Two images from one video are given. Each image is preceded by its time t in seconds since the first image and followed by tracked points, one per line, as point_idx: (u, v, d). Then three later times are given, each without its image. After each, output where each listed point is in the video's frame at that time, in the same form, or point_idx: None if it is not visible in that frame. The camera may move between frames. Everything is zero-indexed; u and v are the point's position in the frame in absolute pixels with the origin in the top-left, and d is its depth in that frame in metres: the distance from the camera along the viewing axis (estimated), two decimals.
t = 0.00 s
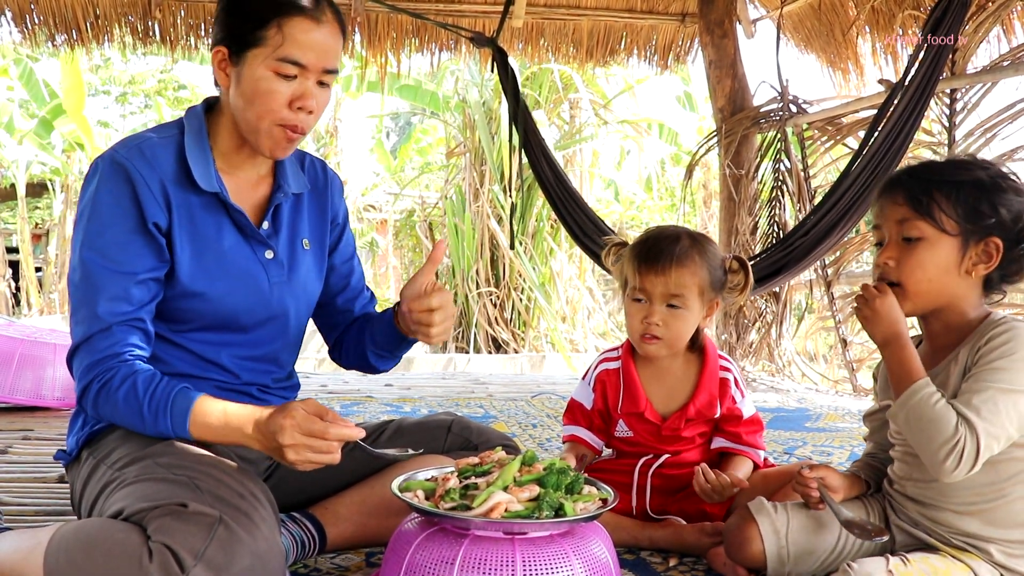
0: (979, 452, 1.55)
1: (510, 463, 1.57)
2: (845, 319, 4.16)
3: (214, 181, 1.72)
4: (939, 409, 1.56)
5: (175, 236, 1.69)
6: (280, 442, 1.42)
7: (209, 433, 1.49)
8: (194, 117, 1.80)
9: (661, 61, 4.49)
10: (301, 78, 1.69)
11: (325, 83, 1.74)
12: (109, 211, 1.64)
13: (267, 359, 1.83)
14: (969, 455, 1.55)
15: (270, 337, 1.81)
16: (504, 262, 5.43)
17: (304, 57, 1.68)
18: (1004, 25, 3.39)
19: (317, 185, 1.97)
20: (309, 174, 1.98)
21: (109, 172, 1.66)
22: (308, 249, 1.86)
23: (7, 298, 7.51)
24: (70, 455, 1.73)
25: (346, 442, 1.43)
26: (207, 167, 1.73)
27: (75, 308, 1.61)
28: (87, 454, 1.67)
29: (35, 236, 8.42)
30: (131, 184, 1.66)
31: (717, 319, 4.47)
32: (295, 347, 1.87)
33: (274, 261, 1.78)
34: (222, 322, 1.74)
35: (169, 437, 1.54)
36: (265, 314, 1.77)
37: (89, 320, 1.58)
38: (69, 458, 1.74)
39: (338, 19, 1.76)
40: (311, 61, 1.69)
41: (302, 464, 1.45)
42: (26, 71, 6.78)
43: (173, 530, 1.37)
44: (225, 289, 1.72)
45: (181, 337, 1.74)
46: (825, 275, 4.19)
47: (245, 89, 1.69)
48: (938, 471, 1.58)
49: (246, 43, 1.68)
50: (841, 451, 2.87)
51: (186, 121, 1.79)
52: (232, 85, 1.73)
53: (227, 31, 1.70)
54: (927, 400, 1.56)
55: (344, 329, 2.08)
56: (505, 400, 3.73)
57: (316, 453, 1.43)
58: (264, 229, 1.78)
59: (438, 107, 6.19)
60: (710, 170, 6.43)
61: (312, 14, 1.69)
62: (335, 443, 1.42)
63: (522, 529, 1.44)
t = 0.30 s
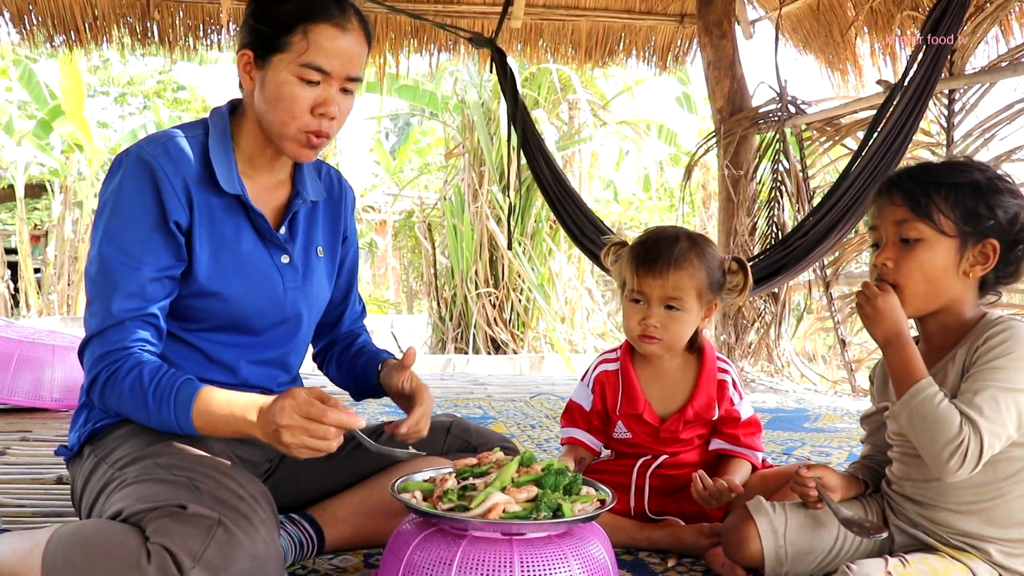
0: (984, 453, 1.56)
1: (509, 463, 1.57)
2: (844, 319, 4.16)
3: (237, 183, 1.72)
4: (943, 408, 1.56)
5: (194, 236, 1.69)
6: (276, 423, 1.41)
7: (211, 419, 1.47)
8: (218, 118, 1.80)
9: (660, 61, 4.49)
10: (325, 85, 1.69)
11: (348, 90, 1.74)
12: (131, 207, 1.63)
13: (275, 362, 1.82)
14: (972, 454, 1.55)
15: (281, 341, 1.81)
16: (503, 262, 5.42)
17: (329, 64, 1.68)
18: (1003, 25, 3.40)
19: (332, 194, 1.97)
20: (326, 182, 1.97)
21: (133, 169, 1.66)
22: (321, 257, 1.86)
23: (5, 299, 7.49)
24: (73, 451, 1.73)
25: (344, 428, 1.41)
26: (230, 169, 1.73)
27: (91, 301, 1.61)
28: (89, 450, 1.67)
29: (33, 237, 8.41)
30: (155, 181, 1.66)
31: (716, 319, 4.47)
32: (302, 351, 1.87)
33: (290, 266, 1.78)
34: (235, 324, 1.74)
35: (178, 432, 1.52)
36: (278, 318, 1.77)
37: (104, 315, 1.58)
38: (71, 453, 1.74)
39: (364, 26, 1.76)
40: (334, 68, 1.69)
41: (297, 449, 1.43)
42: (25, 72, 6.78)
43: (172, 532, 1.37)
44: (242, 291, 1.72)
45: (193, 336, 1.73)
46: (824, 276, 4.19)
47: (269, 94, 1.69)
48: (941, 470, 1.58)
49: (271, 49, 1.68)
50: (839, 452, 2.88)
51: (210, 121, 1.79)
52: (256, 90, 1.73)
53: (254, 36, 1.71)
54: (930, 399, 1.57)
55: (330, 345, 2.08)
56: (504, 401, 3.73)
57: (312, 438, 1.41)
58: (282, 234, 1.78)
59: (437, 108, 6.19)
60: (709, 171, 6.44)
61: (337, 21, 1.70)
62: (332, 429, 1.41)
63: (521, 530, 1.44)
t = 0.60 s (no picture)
0: (974, 449, 1.56)
1: (506, 464, 1.57)
2: (841, 320, 4.16)
3: (240, 183, 1.72)
4: (934, 406, 1.56)
5: (198, 235, 1.69)
6: (274, 412, 1.41)
7: (210, 413, 1.47)
8: (222, 119, 1.80)
9: (658, 62, 4.49)
10: (326, 86, 1.69)
11: (349, 91, 1.74)
12: (135, 206, 1.63)
13: (275, 363, 1.82)
14: (963, 451, 1.55)
15: (281, 341, 1.81)
16: (501, 263, 5.42)
17: (330, 65, 1.68)
18: (999, 27, 3.40)
19: (332, 197, 1.97)
20: (326, 186, 1.98)
21: (139, 169, 1.66)
22: (321, 260, 1.87)
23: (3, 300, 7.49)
24: (70, 451, 1.73)
25: (340, 419, 1.40)
26: (234, 170, 1.73)
27: (94, 301, 1.61)
28: (87, 450, 1.66)
29: (31, 238, 8.40)
30: (159, 181, 1.66)
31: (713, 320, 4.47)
32: (301, 351, 1.87)
33: (292, 267, 1.78)
34: (237, 324, 1.74)
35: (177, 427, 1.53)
36: (280, 319, 1.77)
37: (107, 314, 1.58)
38: (69, 454, 1.73)
39: (365, 28, 1.76)
40: (336, 69, 1.69)
41: (293, 438, 1.42)
42: (24, 73, 6.78)
43: (168, 533, 1.37)
44: (244, 291, 1.72)
45: (194, 336, 1.72)
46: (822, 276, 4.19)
47: (270, 94, 1.69)
48: (932, 466, 1.58)
49: (272, 50, 1.68)
50: (837, 452, 2.88)
51: (214, 122, 1.79)
52: (258, 92, 1.73)
53: (256, 38, 1.71)
54: (921, 396, 1.57)
55: (310, 347, 2.08)
56: (503, 402, 3.73)
57: (309, 428, 1.40)
58: (285, 235, 1.78)
59: (435, 109, 6.19)
60: (706, 172, 6.44)
61: (339, 22, 1.70)
62: (328, 419, 1.40)
63: (517, 532, 1.44)
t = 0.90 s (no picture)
0: (980, 452, 1.56)
1: (503, 465, 1.57)
2: (839, 320, 4.16)
3: (227, 184, 1.72)
4: (942, 409, 1.56)
5: (186, 236, 1.69)
6: (263, 433, 1.42)
7: (200, 432, 1.49)
8: (208, 121, 1.80)
9: (656, 62, 4.48)
10: (310, 82, 1.69)
11: (333, 87, 1.74)
12: (122, 209, 1.63)
13: (267, 361, 1.82)
14: (970, 455, 1.56)
15: (273, 340, 1.81)
16: (500, 263, 5.42)
17: (312, 61, 1.68)
18: (997, 27, 3.41)
19: (320, 197, 1.97)
20: (314, 185, 1.97)
21: (125, 171, 1.65)
22: (311, 258, 1.87)
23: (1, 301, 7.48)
24: (65, 454, 1.73)
25: (329, 436, 1.42)
26: (221, 171, 1.73)
27: (83, 304, 1.61)
28: (82, 452, 1.66)
29: (29, 239, 8.41)
30: (146, 183, 1.66)
31: (711, 320, 4.48)
32: (293, 349, 1.87)
33: (281, 266, 1.78)
34: (227, 324, 1.74)
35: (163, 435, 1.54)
36: (270, 318, 1.77)
37: (95, 317, 1.58)
38: (64, 457, 1.73)
39: (346, 24, 1.76)
40: (318, 65, 1.69)
41: (283, 462, 1.44)
42: (22, 74, 6.79)
43: (166, 533, 1.37)
44: (234, 291, 1.71)
45: (185, 336, 1.72)
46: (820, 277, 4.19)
47: (255, 95, 1.69)
48: (938, 470, 1.58)
49: (253, 50, 1.68)
50: (835, 452, 2.88)
51: (201, 124, 1.79)
52: (242, 94, 1.74)
53: (238, 39, 1.71)
54: (928, 399, 1.57)
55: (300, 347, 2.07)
56: (500, 403, 3.73)
57: (298, 447, 1.42)
58: (273, 234, 1.78)
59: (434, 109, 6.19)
60: (704, 172, 6.44)
61: (319, 19, 1.70)
62: (316, 439, 1.41)
63: (514, 532, 1.44)
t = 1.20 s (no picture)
0: (977, 458, 1.57)
1: (502, 466, 1.57)
2: (838, 321, 4.16)
3: (216, 186, 1.72)
4: (940, 415, 1.56)
5: (177, 238, 1.69)
6: (265, 440, 1.42)
7: (199, 438, 1.49)
8: (196, 123, 1.80)
9: (655, 63, 4.48)
10: (294, 80, 1.70)
11: (317, 83, 1.74)
12: (113, 213, 1.63)
13: (262, 359, 1.82)
14: (967, 462, 1.57)
15: (267, 339, 1.81)
16: (498, 264, 5.42)
17: (296, 58, 1.69)
18: (995, 28, 3.42)
19: (309, 196, 1.97)
20: (303, 185, 1.97)
21: (115, 175, 1.65)
22: (301, 257, 1.87)
23: None
24: (64, 458, 1.73)
25: (331, 440, 1.43)
26: (209, 173, 1.73)
27: (76, 308, 1.61)
28: (80, 455, 1.67)
29: (27, 240, 8.40)
30: (137, 187, 1.66)
31: (710, 321, 4.48)
32: (287, 348, 1.87)
33: (272, 265, 1.78)
34: (220, 324, 1.74)
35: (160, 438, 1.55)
36: (263, 317, 1.77)
37: (90, 321, 1.58)
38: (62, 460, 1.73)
39: (327, 21, 1.77)
40: (301, 62, 1.69)
41: (288, 466, 1.44)
42: (20, 74, 6.79)
43: (165, 533, 1.37)
44: (226, 292, 1.72)
45: (180, 338, 1.73)
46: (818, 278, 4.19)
47: (240, 95, 1.69)
48: (936, 474, 1.59)
49: (236, 48, 1.68)
50: (833, 453, 2.88)
51: (188, 127, 1.79)
52: (227, 93, 1.74)
53: (221, 39, 1.71)
54: (926, 405, 1.57)
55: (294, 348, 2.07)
56: (499, 404, 3.73)
57: (302, 452, 1.42)
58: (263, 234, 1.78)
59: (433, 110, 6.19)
60: (703, 173, 6.44)
61: (301, 17, 1.71)
62: (320, 441, 1.43)
63: (513, 533, 1.44)
